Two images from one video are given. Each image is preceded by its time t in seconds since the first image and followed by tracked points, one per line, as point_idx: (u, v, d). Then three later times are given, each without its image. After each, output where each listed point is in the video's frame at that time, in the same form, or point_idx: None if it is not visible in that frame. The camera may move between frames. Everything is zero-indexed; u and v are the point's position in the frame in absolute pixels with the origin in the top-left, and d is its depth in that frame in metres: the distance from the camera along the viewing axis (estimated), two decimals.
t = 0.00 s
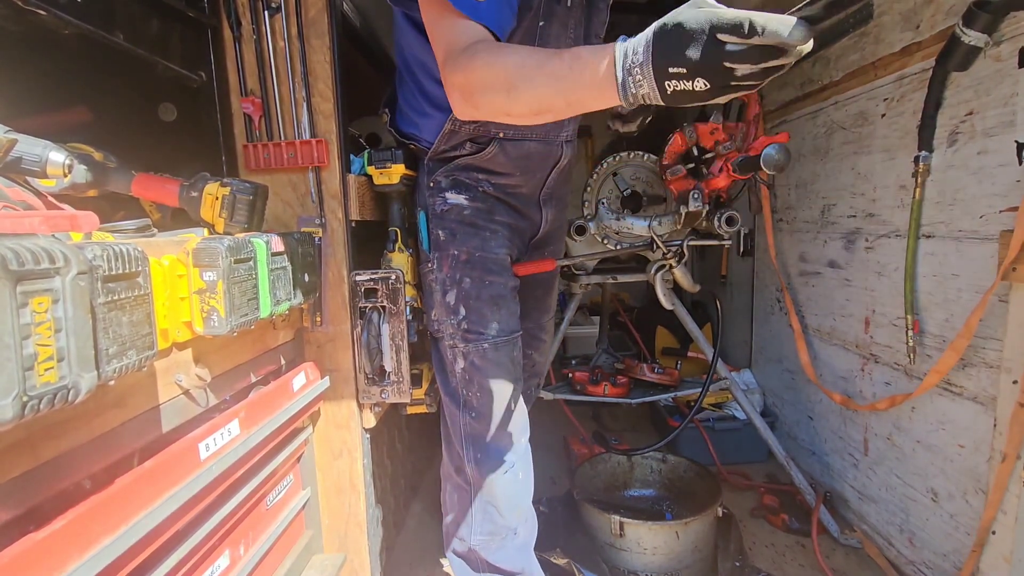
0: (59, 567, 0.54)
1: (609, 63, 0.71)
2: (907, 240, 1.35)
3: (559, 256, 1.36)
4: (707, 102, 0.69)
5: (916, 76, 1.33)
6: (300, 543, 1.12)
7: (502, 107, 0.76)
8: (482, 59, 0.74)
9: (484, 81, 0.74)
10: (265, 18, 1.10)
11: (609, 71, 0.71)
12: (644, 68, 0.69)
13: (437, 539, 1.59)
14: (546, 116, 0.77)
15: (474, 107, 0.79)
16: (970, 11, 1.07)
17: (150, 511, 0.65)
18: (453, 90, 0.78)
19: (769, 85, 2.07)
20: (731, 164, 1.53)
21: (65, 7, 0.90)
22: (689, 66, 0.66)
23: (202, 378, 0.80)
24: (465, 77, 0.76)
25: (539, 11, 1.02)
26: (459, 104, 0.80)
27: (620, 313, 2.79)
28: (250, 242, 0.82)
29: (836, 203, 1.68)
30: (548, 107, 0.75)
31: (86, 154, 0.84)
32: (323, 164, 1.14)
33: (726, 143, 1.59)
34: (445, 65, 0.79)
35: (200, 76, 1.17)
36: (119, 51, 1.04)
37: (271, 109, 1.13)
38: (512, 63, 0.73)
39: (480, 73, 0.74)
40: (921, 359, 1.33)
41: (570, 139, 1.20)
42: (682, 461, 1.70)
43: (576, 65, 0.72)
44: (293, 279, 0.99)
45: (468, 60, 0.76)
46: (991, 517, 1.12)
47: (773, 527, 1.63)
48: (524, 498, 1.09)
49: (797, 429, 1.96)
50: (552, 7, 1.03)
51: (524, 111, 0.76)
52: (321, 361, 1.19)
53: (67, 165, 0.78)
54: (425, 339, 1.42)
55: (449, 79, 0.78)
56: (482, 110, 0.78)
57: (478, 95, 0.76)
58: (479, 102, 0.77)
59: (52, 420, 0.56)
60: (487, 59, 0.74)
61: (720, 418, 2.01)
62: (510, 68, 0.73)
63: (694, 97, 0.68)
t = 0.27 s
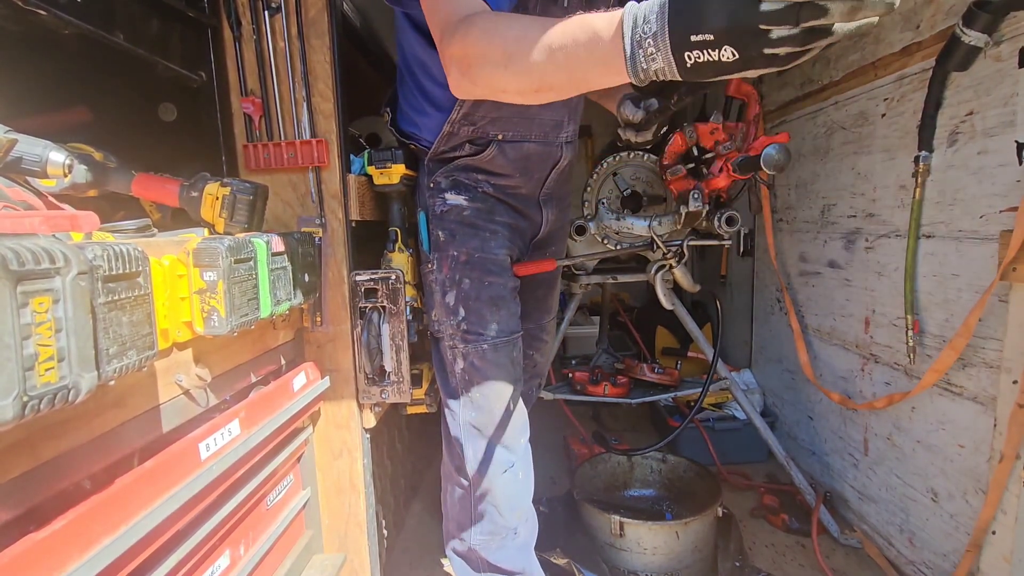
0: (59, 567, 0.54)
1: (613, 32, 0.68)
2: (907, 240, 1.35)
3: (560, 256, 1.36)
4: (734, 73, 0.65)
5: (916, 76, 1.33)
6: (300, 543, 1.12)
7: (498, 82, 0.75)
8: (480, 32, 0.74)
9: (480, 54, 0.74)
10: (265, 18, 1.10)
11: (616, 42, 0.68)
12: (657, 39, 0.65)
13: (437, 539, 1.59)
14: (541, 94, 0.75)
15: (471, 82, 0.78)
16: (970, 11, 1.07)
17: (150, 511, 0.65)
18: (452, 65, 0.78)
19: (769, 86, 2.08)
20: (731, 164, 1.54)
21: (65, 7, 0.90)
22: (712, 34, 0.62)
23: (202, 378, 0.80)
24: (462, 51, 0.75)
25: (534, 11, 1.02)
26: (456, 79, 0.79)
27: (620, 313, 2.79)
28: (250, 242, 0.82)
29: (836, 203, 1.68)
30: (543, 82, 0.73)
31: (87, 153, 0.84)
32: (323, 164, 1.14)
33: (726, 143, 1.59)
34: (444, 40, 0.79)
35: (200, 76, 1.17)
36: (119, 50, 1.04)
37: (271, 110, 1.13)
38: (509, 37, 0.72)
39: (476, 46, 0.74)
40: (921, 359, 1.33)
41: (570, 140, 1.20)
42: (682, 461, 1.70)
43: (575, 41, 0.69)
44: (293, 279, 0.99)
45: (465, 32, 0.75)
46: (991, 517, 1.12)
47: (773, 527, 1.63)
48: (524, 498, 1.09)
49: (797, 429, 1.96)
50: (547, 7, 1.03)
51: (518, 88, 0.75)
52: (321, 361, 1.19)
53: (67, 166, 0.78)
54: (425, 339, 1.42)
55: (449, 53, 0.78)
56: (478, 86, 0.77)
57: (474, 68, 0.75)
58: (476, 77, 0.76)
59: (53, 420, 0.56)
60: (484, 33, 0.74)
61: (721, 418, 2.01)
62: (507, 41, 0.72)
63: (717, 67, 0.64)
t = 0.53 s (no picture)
0: (59, 567, 0.54)
1: (582, 57, 0.71)
2: (907, 241, 1.35)
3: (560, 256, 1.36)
4: (686, 109, 0.70)
5: (916, 76, 1.33)
6: (300, 543, 1.12)
7: (478, 99, 0.77)
8: (461, 49, 0.75)
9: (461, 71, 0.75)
10: (265, 18, 1.10)
11: (584, 65, 0.71)
12: (621, 66, 0.68)
13: (437, 539, 1.59)
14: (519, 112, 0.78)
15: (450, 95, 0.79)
16: (970, 11, 1.07)
17: (150, 511, 0.65)
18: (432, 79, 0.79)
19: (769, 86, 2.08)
20: (731, 164, 1.54)
21: (65, 7, 0.90)
22: (669, 70, 0.66)
23: (201, 378, 0.80)
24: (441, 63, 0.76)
25: (528, 13, 1.02)
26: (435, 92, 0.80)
27: (620, 313, 2.79)
28: (249, 242, 0.82)
29: (836, 203, 1.68)
30: (522, 103, 0.76)
31: (87, 153, 0.84)
32: (323, 164, 1.14)
33: (726, 143, 1.58)
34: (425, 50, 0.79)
35: (200, 76, 1.17)
36: (118, 51, 1.04)
37: (271, 110, 1.13)
38: (490, 56, 0.74)
39: (457, 63, 0.75)
40: (921, 359, 1.33)
41: (569, 141, 1.19)
42: (682, 461, 1.70)
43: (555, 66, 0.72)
44: (292, 279, 0.99)
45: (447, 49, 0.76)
46: (992, 517, 1.11)
47: (773, 527, 1.63)
48: (522, 499, 1.09)
49: (797, 429, 1.96)
50: (542, 8, 1.03)
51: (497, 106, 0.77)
52: (321, 361, 1.19)
53: (66, 166, 0.78)
54: (424, 339, 1.42)
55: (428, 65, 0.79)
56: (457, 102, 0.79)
57: (453, 83, 0.76)
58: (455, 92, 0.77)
59: (52, 419, 0.56)
60: (465, 51, 0.75)
61: (720, 418, 2.01)
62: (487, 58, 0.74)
63: (672, 100, 0.68)
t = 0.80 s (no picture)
0: (58, 567, 0.54)
1: (562, 112, 0.91)
2: (907, 240, 1.35)
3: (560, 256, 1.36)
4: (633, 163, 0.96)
5: (916, 76, 1.33)
6: (300, 543, 1.12)
7: (456, 123, 0.93)
8: (444, 83, 0.91)
9: (445, 102, 0.91)
10: (265, 18, 1.10)
11: (561, 120, 0.91)
12: (591, 126, 0.91)
13: (437, 539, 1.59)
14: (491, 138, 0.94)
15: (427, 119, 0.95)
16: (970, 11, 1.07)
17: (150, 511, 0.65)
18: (413, 106, 0.94)
19: (768, 85, 2.08)
20: (731, 164, 1.54)
21: (65, 7, 0.90)
22: (630, 141, 0.91)
23: (202, 378, 0.80)
24: (429, 92, 0.91)
25: (523, 13, 1.02)
26: (414, 115, 0.95)
27: (620, 313, 2.79)
28: (250, 242, 0.82)
29: (836, 203, 1.68)
30: (495, 131, 0.92)
31: (87, 154, 0.85)
32: (323, 164, 1.14)
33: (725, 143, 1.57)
34: (404, 81, 0.94)
35: (200, 76, 1.17)
36: (119, 51, 1.04)
37: (271, 110, 1.13)
38: (472, 93, 0.90)
39: (443, 95, 0.91)
40: (921, 359, 1.33)
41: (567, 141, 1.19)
42: (682, 461, 1.70)
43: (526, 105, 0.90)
44: (293, 279, 0.99)
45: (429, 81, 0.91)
46: (992, 517, 1.11)
47: (773, 527, 1.63)
48: (522, 499, 1.08)
49: (797, 429, 1.96)
50: (538, 8, 1.02)
51: (474, 133, 0.93)
52: (321, 361, 1.20)
53: (67, 166, 0.78)
54: (425, 339, 1.42)
55: (407, 95, 0.94)
56: (434, 123, 0.94)
57: (434, 110, 0.92)
58: (435, 117, 0.93)
59: (52, 419, 0.56)
60: (448, 85, 0.91)
61: (721, 418, 2.01)
62: (471, 97, 0.90)
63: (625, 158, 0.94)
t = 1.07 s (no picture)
0: (58, 568, 0.54)
1: (572, 77, 0.89)
2: (907, 240, 1.35)
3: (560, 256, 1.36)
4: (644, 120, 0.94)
5: (916, 76, 1.33)
6: (300, 543, 1.12)
7: (459, 106, 0.92)
8: (441, 68, 0.90)
9: (444, 85, 0.90)
10: (265, 18, 1.10)
11: (572, 85, 0.90)
12: (604, 88, 0.89)
13: (437, 539, 1.59)
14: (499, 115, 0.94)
15: (429, 104, 0.94)
16: (970, 11, 1.07)
17: (150, 511, 0.65)
18: (413, 94, 0.94)
19: (768, 85, 2.08)
20: (731, 164, 1.54)
21: (65, 7, 0.90)
22: (644, 98, 0.90)
23: (202, 378, 0.80)
24: (428, 78, 0.91)
25: (518, 10, 1.02)
26: (414, 101, 0.95)
27: (620, 313, 2.79)
28: (250, 241, 0.82)
29: (836, 203, 1.68)
30: (502, 108, 0.91)
31: (87, 154, 0.85)
32: (323, 164, 1.14)
33: (725, 143, 1.59)
34: (401, 73, 0.94)
35: (200, 76, 1.16)
36: (118, 51, 1.04)
37: (271, 110, 1.13)
38: (471, 72, 0.89)
39: (442, 80, 0.90)
40: (921, 359, 1.33)
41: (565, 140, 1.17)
42: (683, 461, 1.70)
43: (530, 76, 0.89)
44: (293, 279, 0.99)
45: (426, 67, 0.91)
46: (992, 518, 1.11)
47: (773, 527, 1.63)
48: (521, 499, 1.08)
49: (797, 429, 1.96)
50: (534, 7, 1.03)
51: (480, 113, 0.93)
52: (321, 361, 1.20)
53: (67, 166, 0.78)
54: (425, 339, 1.43)
55: (405, 84, 0.94)
56: (437, 108, 0.94)
57: (434, 96, 0.92)
58: (436, 102, 0.93)
59: (52, 419, 0.56)
60: (445, 68, 0.90)
61: (721, 418, 2.00)
62: (471, 75, 0.89)
63: (637, 115, 0.93)
